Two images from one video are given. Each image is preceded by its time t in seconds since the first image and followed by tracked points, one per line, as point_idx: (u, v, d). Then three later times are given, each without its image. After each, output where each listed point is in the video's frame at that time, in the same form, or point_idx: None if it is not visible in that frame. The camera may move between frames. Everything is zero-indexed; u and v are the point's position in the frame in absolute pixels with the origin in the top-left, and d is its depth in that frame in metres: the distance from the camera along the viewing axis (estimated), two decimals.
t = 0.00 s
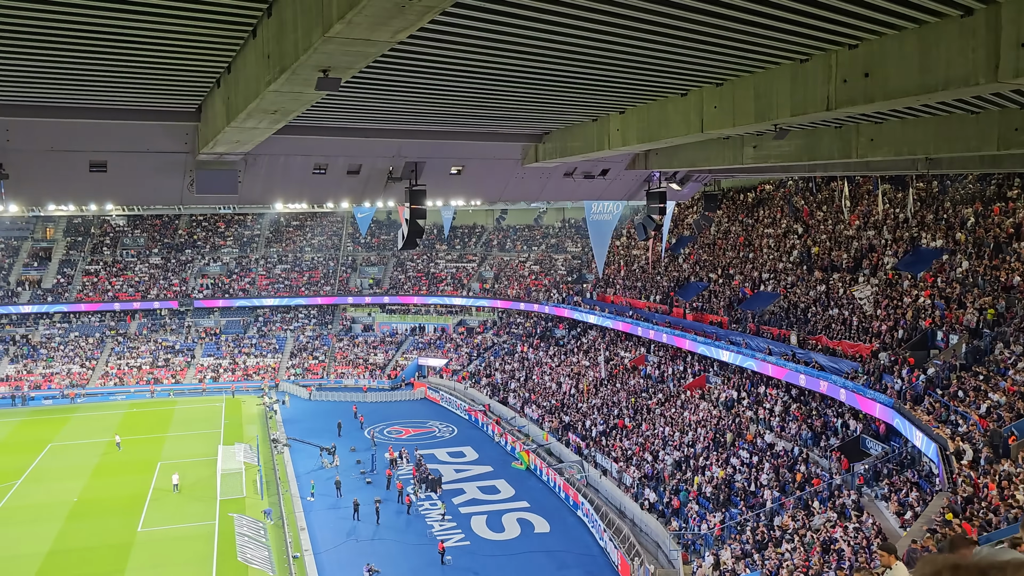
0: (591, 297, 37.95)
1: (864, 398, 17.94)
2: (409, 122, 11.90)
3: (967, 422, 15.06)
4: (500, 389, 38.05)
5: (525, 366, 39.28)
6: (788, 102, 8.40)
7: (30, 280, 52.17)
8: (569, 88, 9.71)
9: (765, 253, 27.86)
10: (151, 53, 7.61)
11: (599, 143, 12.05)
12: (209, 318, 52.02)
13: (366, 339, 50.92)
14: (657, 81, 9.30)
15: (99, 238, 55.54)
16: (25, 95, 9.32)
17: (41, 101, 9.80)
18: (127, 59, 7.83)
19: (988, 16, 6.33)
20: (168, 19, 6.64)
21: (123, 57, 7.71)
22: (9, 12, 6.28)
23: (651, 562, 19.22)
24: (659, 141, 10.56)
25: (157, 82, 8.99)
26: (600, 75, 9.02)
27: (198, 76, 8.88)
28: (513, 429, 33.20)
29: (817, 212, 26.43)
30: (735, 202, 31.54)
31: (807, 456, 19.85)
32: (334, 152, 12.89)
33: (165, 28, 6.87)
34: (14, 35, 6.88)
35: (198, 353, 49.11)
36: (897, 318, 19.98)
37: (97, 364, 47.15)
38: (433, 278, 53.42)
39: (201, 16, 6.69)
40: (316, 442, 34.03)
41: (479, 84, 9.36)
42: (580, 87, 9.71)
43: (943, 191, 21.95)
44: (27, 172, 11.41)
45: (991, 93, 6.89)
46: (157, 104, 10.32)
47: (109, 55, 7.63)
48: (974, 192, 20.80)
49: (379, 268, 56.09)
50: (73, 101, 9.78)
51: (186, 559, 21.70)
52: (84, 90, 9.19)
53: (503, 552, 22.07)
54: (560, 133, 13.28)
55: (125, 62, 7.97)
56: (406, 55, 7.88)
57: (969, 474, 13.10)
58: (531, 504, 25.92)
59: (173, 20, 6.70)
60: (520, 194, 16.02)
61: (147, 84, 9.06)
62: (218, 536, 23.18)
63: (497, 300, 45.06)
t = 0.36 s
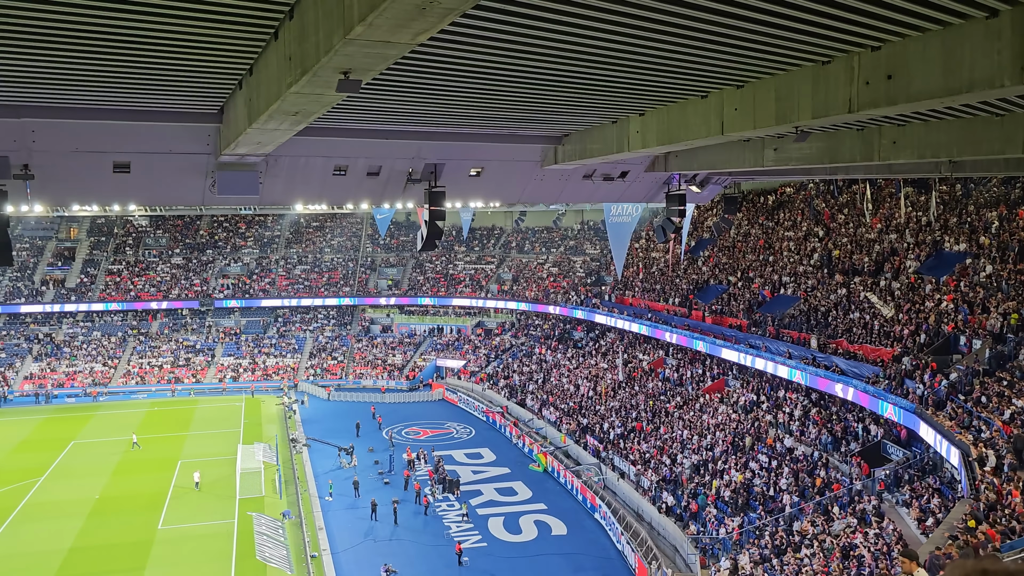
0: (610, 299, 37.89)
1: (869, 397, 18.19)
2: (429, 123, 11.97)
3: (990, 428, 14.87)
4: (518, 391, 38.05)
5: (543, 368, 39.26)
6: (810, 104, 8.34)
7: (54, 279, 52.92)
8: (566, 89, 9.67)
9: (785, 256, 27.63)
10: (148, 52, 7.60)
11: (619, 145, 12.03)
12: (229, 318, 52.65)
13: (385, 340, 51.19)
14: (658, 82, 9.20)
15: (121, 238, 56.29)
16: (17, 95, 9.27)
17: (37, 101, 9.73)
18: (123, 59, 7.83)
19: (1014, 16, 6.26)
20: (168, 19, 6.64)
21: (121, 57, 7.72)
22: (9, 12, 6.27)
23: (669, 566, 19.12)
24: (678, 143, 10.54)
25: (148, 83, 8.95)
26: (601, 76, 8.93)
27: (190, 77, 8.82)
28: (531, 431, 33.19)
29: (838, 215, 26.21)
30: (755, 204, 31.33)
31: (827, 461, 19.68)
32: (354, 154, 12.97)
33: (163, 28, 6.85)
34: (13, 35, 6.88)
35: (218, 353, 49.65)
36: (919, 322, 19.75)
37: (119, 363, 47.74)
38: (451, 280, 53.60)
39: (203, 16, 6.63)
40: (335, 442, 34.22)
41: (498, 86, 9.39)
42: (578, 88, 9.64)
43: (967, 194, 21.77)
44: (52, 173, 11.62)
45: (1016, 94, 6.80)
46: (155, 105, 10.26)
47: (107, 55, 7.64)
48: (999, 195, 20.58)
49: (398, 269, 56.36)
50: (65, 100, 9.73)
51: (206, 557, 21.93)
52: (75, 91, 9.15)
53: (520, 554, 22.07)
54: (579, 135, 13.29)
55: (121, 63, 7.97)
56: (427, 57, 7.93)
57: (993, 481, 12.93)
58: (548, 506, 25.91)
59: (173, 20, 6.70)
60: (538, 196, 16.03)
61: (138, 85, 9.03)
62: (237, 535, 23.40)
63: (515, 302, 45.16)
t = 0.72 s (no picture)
0: (632, 299, 37.74)
1: (895, 399, 17.93)
2: (451, 123, 12.03)
3: (1019, 431, 14.59)
4: (540, 391, 38.00)
5: (565, 368, 39.16)
6: (836, 103, 8.26)
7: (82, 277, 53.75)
8: (592, 89, 9.68)
9: (810, 256, 27.32)
10: (162, 52, 7.73)
11: (642, 144, 12.00)
12: (254, 317, 53.43)
13: (408, 339, 51.41)
14: (687, 81, 9.19)
15: (147, 237, 57.15)
16: (28, 94, 9.44)
17: (46, 101, 9.92)
18: (136, 59, 7.96)
19: None
20: (181, 19, 6.75)
21: (133, 57, 7.86)
22: (19, 11, 6.38)
23: (691, 568, 19.01)
24: (702, 142, 10.49)
25: (162, 83, 9.09)
26: (627, 75, 8.94)
27: (203, 77, 8.91)
28: (553, 431, 33.16)
29: (864, 215, 25.93)
30: (779, 204, 31.01)
31: (852, 463, 19.48)
32: (378, 154, 13.05)
33: (176, 28, 6.97)
34: (22, 35, 7.02)
35: (243, 352, 50.19)
36: (946, 324, 19.47)
37: (146, 360, 48.41)
38: (474, 279, 53.70)
39: (218, 16, 6.73)
40: (358, 441, 34.44)
41: (523, 86, 9.44)
42: (604, 88, 9.64)
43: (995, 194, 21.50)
44: (80, 173, 11.85)
45: None
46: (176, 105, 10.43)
47: (119, 55, 7.77)
48: None
49: (421, 269, 56.56)
50: (80, 100, 9.92)
51: (230, 553, 22.22)
52: (88, 91, 9.34)
53: (542, 554, 22.09)
54: (602, 134, 13.29)
55: (134, 63, 8.11)
56: (451, 57, 7.99)
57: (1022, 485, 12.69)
58: (570, 506, 25.91)
59: (187, 20, 6.80)
60: (561, 196, 16.04)
61: (153, 85, 9.18)
62: (260, 531, 23.76)
63: (538, 302, 45.16)
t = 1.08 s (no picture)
0: (658, 300, 37.57)
1: (926, 401, 17.69)
2: (476, 125, 12.11)
3: None
4: (565, 391, 37.95)
5: (590, 369, 39.07)
6: (864, 103, 8.18)
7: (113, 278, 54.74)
8: (615, 89, 9.68)
9: (838, 256, 26.99)
10: (147, 52, 7.70)
11: (668, 144, 11.97)
12: (281, 317, 54.07)
13: (433, 340, 51.67)
14: (715, 81, 9.15)
15: (176, 238, 58.14)
16: None
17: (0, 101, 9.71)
18: (117, 59, 7.91)
19: None
20: (173, 19, 6.74)
21: (114, 58, 7.83)
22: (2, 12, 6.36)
23: (718, 571, 18.87)
24: (728, 142, 10.42)
25: (133, 83, 8.98)
26: (653, 76, 8.92)
27: (183, 78, 8.82)
28: (578, 432, 33.12)
29: (893, 215, 25.64)
30: (806, 205, 30.69)
31: (881, 466, 19.25)
32: (404, 155, 13.17)
33: (165, 28, 6.96)
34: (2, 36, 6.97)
35: (270, 351, 50.79)
36: (978, 325, 19.17)
37: (175, 360, 49.19)
38: (499, 280, 53.80)
39: (213, 16, 6.73)
40: (384, 441, 34.71)
41: (550, 86, 9.45)
42: (629, 88, 9.64)
43: None
44: (111, 174, 12.10)
45: None
46: (155, 107, 10.41)
47: (99, 55, 7.73)
48: None
49: (446, 269, 56.81)
50: (35, 100, 9.74)
51: (255, 552, 22.49)
52: (48, 91, 9.22)
53: (567, 555, 22.08)
54: (627, 134, 13.26)
55: (113, 63, 8.04)
56: (475, 58, 8.04)
57: None
58: (595, 507, 25.86)
59: (178, 20, 6.79)
60: (586, 197, 16.03)
61: (123, 85, 9.06)
62: (287, 530, 24.03)
63: (562, 302, 45.13)
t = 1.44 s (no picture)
0: (682, 300, 37.36)
1: (955, 403, 17.39)
2: (498, 125, 12.16)
3: None
4: (588, 391, 37.87)
5: (614, 369, 38.93)
6: (892, 101, 8.10)
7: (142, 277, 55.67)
8: (647, 89, 9.69)
9: (865, 256, 26.66)
10: (143, 52, 7.72)
11: (692, 144, 11.92)
12: (306, 317, 54.61)
13: (457, 339, 51.87)
14: (751, 81, 9.14)
15: (203, 238, 59.05)
16: None
17: None
18: (108, 59, 7.93)
19: None
20: (174, 19, 6.76)
21: (107, 57, 7.84)
22: None
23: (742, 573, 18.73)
24: (754, 142, 10.35)
25: (119, 83, 8.97)
26: (686, 76, 8.93)
27: (175, 78, 8.82)
28: (601, 432, 33.06)
29: (921, 215, 25.29)
30: (833, 204, 30.32)
31: (908, 469, 19.02)
32: (428, 155, 13.25)
33: (165, 28, 6.99)
34: None
35: (295, 351, 51.30)
36: (1009, 326, 18.84)
37: (202, 358, 49.88)
38: (522, 280, 53.82)
39: (218, 16, 6.77)
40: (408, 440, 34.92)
41: (576, 86, 9.46)
42: (660, 88, 9.63)
43: None
44: (143, 177, 12.35)
45: None
46: (149, 107, 10.39)
47: (90, 55, 7.74)
48: None
49: (469, 269, 56.95)
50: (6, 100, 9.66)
51: (281, 549, 22.77)
52: (29, 91, 9.18)
53: (591, 556, 22.05)
54: (652, 134, 13.22)
55: (104, 63, 8.05)
56: (500, 58, 8.08)
57: None
58: (619, 508, 25.78)
59: (178, 20, 6.81)
60: (610, 197, 16.00)
61: (107, 85, 9.05)
62: (312, 528, 24.28)
63: (586, 302, 45.06)
